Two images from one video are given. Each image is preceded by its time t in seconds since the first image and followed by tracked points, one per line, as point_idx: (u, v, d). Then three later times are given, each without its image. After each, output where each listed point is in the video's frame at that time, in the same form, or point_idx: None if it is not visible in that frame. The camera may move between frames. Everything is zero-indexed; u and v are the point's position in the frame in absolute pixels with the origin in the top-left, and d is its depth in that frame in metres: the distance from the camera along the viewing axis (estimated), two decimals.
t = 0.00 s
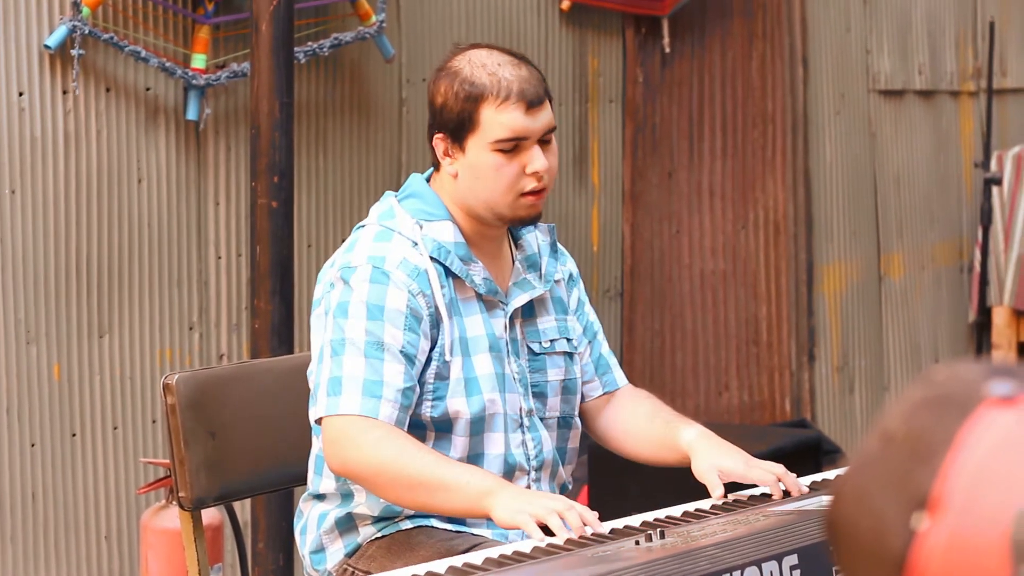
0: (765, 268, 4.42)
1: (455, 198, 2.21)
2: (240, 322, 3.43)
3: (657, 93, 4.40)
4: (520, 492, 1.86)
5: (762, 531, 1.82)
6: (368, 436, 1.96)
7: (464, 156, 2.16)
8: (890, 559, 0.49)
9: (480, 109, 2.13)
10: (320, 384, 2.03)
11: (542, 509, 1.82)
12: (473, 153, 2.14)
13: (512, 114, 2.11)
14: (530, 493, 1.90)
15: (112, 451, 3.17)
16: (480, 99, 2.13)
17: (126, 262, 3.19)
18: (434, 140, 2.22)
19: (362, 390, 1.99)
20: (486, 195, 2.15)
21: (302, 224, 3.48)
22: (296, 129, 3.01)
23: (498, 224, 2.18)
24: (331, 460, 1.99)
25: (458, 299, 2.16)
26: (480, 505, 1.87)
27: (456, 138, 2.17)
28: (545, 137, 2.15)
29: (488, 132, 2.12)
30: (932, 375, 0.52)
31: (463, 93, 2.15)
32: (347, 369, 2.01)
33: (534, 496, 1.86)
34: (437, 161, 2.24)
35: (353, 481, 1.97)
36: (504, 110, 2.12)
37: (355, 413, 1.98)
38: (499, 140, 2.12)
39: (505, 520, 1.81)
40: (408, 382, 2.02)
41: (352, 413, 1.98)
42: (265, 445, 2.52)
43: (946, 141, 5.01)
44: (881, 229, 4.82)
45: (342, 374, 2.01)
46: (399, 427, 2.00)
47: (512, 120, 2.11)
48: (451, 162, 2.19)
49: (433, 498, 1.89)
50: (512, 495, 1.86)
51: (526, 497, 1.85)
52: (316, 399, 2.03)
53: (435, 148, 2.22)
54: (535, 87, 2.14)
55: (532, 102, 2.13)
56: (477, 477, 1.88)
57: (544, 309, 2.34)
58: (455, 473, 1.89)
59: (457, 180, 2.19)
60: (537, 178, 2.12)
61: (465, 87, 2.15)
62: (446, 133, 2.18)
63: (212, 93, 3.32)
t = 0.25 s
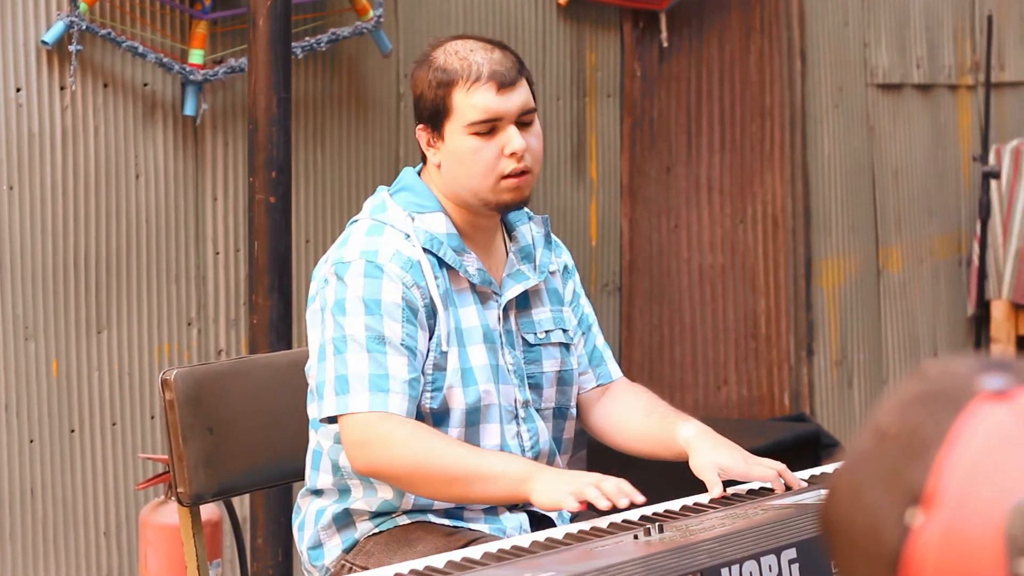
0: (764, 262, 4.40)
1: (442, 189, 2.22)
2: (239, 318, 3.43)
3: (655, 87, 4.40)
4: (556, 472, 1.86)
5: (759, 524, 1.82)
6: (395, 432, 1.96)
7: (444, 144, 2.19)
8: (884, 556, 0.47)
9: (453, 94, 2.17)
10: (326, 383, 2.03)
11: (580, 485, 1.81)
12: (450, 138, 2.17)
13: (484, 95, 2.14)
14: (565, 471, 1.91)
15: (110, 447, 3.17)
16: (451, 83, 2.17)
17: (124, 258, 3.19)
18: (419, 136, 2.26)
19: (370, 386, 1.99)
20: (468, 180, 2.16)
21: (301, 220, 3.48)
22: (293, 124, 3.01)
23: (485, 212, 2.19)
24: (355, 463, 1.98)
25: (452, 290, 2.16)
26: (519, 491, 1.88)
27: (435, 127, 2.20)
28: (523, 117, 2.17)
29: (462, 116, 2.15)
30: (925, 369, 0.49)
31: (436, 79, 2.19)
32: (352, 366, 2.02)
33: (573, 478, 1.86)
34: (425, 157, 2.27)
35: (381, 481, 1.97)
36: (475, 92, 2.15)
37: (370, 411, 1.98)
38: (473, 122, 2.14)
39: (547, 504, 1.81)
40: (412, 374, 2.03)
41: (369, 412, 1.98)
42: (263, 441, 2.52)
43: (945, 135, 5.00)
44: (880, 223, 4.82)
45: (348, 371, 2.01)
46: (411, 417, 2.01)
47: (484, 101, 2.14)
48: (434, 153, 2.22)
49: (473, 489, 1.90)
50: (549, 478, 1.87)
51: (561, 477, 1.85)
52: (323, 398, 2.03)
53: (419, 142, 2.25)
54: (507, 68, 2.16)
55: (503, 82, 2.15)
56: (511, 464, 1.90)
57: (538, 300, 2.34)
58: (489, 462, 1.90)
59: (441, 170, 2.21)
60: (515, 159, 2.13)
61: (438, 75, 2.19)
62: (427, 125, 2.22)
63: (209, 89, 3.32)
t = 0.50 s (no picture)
0: (765, 260, 4.47)
1: (445, 183, 2.22)
2: (240, 315, 3.43)
3: (653, 83, 4.35)
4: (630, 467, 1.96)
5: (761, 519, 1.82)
6: (460, 427, 1.96)
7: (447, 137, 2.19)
8: (884, 551, 0.47)
9: (454, 87, 2.17)
10: (371, 378, 2.03)
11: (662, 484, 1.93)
12: (453, 131, 2.17)
13: (487, 86, 2.15)
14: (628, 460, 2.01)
15: (111, 444, 3.17)
16: (453, 76, 2.18)
17: (125, 255, 3.19)
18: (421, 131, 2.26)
19: (423, 377, 2.00)
20: (471, 173, 2.16)
21: (301, 217, 3.48)
22: (293, 120, 3.01)
23: (488, 204, 2.18)
24: (420, 459, 1.97)
25: (467, 282, 2.17)
26: (593, 482, 1.96)
27: (437, 121, 2.21)
28: (525, 109, 2.18)
29: (465, 108, 2.16)
30: (926, 366, 0.49)
31: (439, 73, 2.19)
32: (398, 359, 2.02)
33: (644, 472, 1.96)
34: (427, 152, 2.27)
35: (447, 475, 1.97)
36: (477, 84, 2.15)
37: (426, 403, 1.99)
38: (476, 114, 2.15)
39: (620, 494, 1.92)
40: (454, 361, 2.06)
41: (426, 404, 1.99)
42: (264, 438, 2.52)
43: (945, 131, 5.00)
44: (880, 219, 4.82)
45: (395, 365, 2.02)
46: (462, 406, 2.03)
47: (487, 92, 2.15)
48: (437, 147, 2.22)
49: (547, 481, 1.96)
50: (624, 470, 1.96)
51: (638, 473, 1.95)
52: (370, 394, 2.03)
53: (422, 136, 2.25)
54: (508, 60, 2.17)
55: (505, 74, 2.16)
56: (583, 456, 1.96)
57: (541, 295, 2.34)
58: (561, 455, 1.97)
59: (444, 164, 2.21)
60: (518, 150, 2.14)
61: (440, 68, 2.20)
62: (429, 119, 2.23)
63: (209, 86, 3.32)
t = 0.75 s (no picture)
0: (764, 256, 4.46)
1: (463, 177, 2.24)
2: (239, 312, 3.43)
3: (653, 79, 4.39)
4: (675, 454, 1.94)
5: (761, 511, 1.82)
6: (507, 423, 1.98)
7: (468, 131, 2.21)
8: (883, 543, 0.51)
9: (479, 81, 2.19)
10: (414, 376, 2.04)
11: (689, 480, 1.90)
12: (475, 125, 2.19)
13: (511, 80, 2.17)
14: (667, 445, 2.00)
15: (112, 442, 3.17)
16: (476, 70, 2.20)
17: (125, 253, 3.19)
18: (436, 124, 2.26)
19: (467, 371, 2.02)
20: (494, 166, 2.18)
21: (301, 214, 3.48)
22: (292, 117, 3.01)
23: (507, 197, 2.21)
24: (469, 454, 2.00)
25: (494, 275, 2.17)
26: (634, 470, 1.97)
27: (457, 114, 2.22)
28: (545, 104, 2.21)
29: (489, 102, 2.18)
30: (925, 362, 0.53)
31: (461, 68, 2.21)
32: (441, 355, 2.03)
33: (686, 459, 1.95)
34: (440, 145, 2.28)
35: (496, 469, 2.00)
36: (502, 79, 2.18)
37: (472, 396, 2.01)
38: (500, 108, 2.17)
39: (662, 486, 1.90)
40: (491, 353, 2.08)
41: (473, 399, 2.01)
42: (265, 434, 2.52)
43: (945, 127, 4.99)
44: (879, 215, 4.81)
45: (438, 362, 2.03)
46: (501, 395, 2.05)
47: (512, 86, 2.17)
48: (455, 140, 2.23)
49: (590, 470, 1.97)
50: (665, 457, 1.95)
51: (680, 460, 1.94)
52: (413, 391, 2.03)
53: (437, 129, 2.26)
54: (530, 56, 2.20)
55: (528, 69, 2.19)
56: (626, 443, 1.98)
57: (550, 291, 2.34)
58: (600, 442, 1.97)
59: (463, 158, 2.23)
60: (541, 144, 2.17)
61: (461, 63, 2.21)
62: (447, 112, 2.23)
63: (208, 83, 3.32)
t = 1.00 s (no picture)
0: (764, 254, 4.43)
1: (477, 175, 2.24)
2: (239, 311, 3.43)
3: (654, 77, 4.42)
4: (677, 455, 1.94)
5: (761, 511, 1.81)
6: (515, 421, 1.98)
7: (485, 129, 2.21)
8: (881, 545, 0.47)
9: (498, 80, 2.20)
10: (424, 372, 2.04)
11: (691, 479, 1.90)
12: (493, 123, 2.20)
13: (531, 80, 2.18)
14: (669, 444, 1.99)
15: (111, 440, 3.17)
16: (496, 69, 2.20)
17: (125, 251, 3.19)
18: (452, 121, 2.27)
19: (477, 368, 2.02)
20: (509, 166, 2.19)
21: (301, 212, 3.48)
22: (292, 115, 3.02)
23: (520, 197, 2.23)
24: (476, 451, 2.00)
25: (505, 272, 2.18)
26: (637, 470, 1.95)
27: (474, 112, 2.22)
28: (561, 105, 2.23)
29: (508, 101, 2.19)
30: (923, 356, 0.49)
31: (481, 66, 2.21)
32: (451, 351, 2.03)
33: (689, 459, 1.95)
34: (455, 142, 2.28)
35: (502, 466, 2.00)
36: (522, 78, 2.18)
37: (482, 394, 2.01)
38: (519, 107, 2.18)
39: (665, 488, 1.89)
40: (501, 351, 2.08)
41: (483, 397, 2.01)
42: (266, 433, 2.52)
43: (946, 124, 4.99)
44: (880, 212, 4.82)
45: (449, 358, 2.03)
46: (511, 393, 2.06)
47: (531, 86, 2.18)
48: (471, 138, 2.24)
49: (594, 470, 1.96)
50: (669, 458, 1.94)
51: (682, 461, 1.93)
52: (422, 387, 2.04)
53: (453, 126, 2.26)
54: (549, 56, 2.21)
55: (547, 70, 2.20)
56: (631, 443, 1.96)
57: (557, 292, 2.35)
58: (607, 443, 1.96)
59: (478, 156, 2.23)
60: (558, 145, 2.18)
61: (481, 61, 2.21)
62: (463, 110, 2.24)
63: (208, 81, 3.32)
